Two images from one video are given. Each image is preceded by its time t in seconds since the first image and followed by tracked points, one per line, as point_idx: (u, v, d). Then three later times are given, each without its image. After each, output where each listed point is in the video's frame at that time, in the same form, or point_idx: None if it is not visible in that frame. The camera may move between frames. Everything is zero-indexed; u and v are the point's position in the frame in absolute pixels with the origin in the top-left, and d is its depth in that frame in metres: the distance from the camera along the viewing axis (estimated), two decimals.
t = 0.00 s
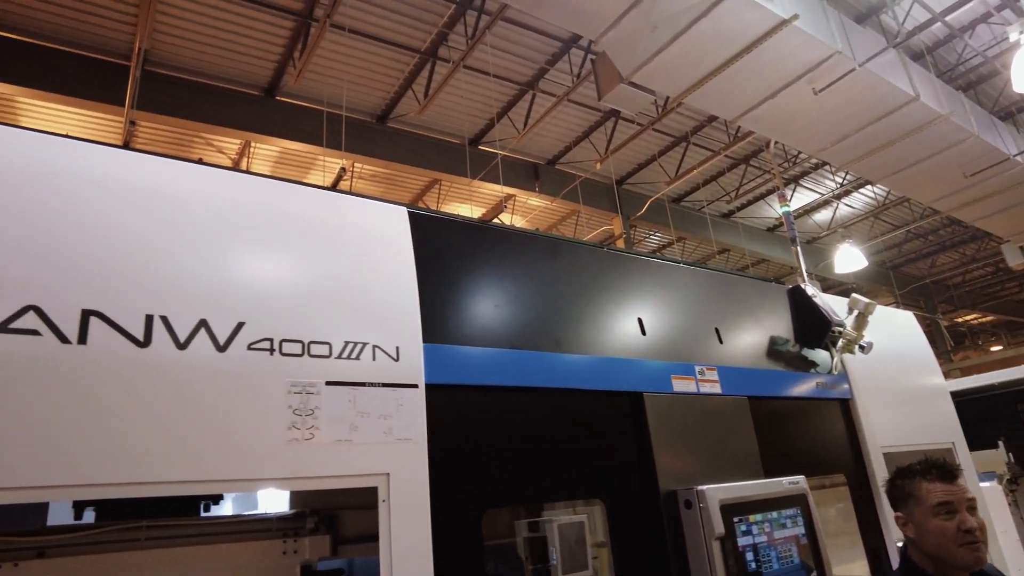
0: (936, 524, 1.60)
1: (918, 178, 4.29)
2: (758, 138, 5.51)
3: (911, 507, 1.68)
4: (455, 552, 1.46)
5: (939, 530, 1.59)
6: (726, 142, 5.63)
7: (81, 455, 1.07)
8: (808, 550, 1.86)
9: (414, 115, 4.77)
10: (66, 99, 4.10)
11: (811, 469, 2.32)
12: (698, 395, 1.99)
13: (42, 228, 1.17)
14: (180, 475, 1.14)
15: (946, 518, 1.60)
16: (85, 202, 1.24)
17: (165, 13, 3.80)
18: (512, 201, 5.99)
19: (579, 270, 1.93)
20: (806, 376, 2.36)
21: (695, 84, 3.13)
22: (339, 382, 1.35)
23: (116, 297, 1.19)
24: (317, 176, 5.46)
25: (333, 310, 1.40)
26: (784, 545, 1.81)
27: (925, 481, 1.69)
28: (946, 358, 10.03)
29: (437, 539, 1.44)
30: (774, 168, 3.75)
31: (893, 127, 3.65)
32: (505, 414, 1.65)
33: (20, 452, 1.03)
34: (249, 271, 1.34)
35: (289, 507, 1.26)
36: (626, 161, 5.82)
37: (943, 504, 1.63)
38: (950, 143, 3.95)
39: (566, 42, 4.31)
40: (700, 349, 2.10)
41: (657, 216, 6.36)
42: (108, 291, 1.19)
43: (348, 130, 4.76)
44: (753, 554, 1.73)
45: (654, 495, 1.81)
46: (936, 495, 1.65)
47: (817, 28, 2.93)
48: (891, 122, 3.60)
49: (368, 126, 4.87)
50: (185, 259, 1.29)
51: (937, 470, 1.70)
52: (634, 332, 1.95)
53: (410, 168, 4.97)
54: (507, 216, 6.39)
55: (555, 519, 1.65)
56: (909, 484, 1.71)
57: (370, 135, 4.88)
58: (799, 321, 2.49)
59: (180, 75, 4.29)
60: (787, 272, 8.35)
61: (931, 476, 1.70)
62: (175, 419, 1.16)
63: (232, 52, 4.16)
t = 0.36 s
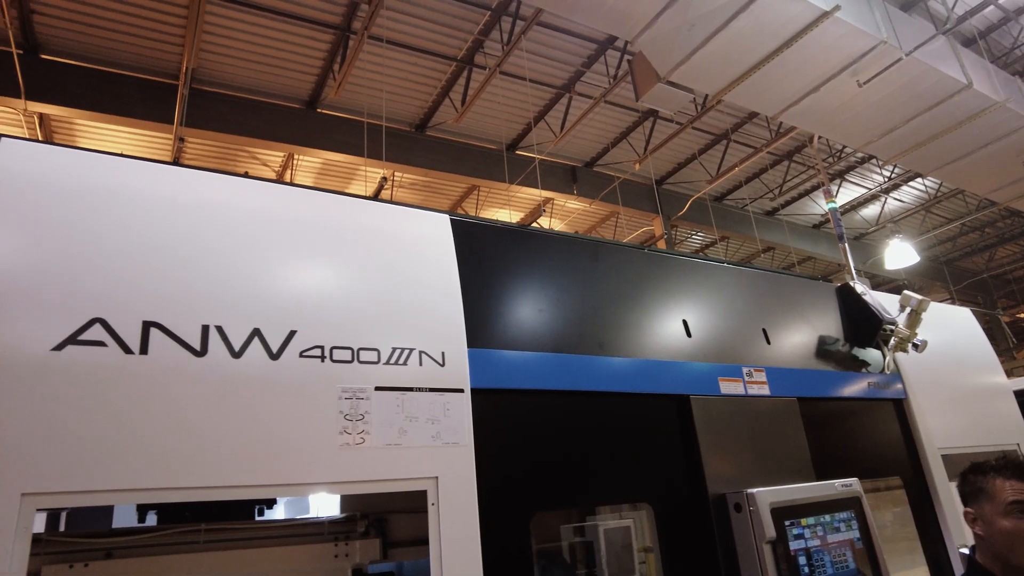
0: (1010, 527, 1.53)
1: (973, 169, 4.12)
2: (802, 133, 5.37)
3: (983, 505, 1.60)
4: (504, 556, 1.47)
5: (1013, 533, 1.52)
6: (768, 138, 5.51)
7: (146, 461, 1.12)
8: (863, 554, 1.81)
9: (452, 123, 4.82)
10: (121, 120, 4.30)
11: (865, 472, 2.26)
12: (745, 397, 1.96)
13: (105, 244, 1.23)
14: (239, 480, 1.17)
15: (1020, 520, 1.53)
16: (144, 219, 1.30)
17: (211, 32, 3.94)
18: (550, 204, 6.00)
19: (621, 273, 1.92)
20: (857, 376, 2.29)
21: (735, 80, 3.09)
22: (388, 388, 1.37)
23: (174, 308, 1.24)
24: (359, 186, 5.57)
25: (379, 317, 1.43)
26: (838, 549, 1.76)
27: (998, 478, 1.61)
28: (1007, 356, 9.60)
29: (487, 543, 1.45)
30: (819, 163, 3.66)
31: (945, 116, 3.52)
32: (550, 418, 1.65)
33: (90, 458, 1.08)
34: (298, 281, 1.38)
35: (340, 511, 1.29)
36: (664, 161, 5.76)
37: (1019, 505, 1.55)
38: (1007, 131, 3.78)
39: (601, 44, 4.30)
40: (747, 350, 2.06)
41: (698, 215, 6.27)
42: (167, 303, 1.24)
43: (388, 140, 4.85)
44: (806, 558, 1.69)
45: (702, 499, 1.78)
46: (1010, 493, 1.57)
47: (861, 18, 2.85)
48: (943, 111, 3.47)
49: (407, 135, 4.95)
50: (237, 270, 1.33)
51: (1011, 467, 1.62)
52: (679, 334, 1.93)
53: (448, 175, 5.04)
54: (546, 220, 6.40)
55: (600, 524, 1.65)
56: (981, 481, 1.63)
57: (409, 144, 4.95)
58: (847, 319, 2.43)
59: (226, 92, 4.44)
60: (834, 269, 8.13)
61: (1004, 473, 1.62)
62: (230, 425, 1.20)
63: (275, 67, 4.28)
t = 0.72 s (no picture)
0: None
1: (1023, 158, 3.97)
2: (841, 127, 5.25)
3: None
4: (546, 555, 1.48)
5: None
6: (805, 133, 5.40)
7: (199, 462, 1.16)
8: (914, 556, 1.76)
9: (485, 127, 4.86)
10: (165, 133, 4.45)
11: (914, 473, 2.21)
12: (788, 397, 1.93)
13: (157, 254, 1.29)
14: (288, 481, 1.21)
15: None
16: (192, 229, 1.35)
17: (249, 46, 4.05)
18: (584, 205, 6.00)
19: (657, 272, 1.91)
20: (903, 375, 2.23)
21: (770, 75, 3.04)
22: (429, 390, 1.40)
23: (222, 315, 1.29)
24: (394, 192, 5.65)
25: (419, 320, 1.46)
26: (886, 551, 1.72)
27: None
28: None
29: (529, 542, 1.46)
30: (858, 157, 3.58)
31: (992, 105, 3.41)
32: (589, 418, 1.66)
33: (147, 459, 1.13)
34: (339, 286, 1.41)
35: (383, 511, 1.31)
36: (699, 159, 5.70)
37: None
38: None
39: (632, 43, 4.28)
40: (789, 349, 2.03)
41: (735, 212, 6.18)
42: (215, 310, 1.29)
43: (422, 146, 4.91)
44: (852, 560, 1.66)
45: (746, 500, 1.76)
46: None
47: (901, 7, 2.78)
48: (990, 100, 3.36)
49: (440, 140, 5.01)
50: (282, 276, 1.37)
51: None
52: (718, 333, 1.91)
53: (481, 179, 5.08)
54: (579, 221, 6.39)
55: (638, 526, 1.66)
56: None
57: (443, 149, 5.01)
58: (891, 315, 2.37)
59: (264, 103, 4.56)
60: (877, 265, 7.91)
61: None
62: (279, 428, 1.24)
63: (311, 77, 4.38)
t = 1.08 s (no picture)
0: None
1: None
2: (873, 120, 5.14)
3: None
4: (580, 555, 1.48)
5: None
6: (836, 128, 5.31)
7: (239, 462, 1.19)
8: (957, 558, 1.72)
9: (510, 128, 4.87)
10: (198, 142, 4.56)
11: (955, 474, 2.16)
12: (823, 396, 1.91)
13: (195, 260, 1.33)
14: (324, 480, 1.24)
15: None
16: (226, 235, 1.38)
17: (279, 54, 4.13)
18: (611, 204, 5.98)
19: (687, 271, 1.90)
20: (941, 374, 2.18)
21: (800, 69, 3.00)
22: (461, 390, 1.42)
23: (259, 318, 1.32)
24: (421, 195, 5.71)
25: (450, 320, 1.48)
26: (927, 553, 1.68)
27: None
28: None
29: (563, 542, 1.46)
30: (892, 150, 3.51)
31: None
32: (621, 418, 1.66)
33: (187, 459, 1.16)
34: (372, 290, 1.44)
35: (416, 511, 1.34)
36: (727, 156, 5.64)
37: None
38: None
39: (658, 41, 4.25)
40: (823, 347, 2.00)
41: (765, 209, 6.09)
42: (252, 314, 1.32)
43: (449, 148, 4.95)
44: (892, 562, 1.62)
45: (781, 500, 1.74)
46: None
47: None
48: None
49: (467, 143, 5.04)
50: (317, 280, 1.40)
51: None
52: (751, 332, 1.89)
53: (508, 181, 5.10)
54: (606, 221, 6.38)
55: (670, 527, 1.66)
56: None
57: (470, 152, 5.04)
58: (928, 312, 2.32)
59: (294, 110, 4.64)
60: (912, 261, 7.72)
61: None
62: (316, 428, 1.27)
63: (339, 83, 4.45)
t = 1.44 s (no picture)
0: None
1: None
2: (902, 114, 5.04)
3: None
4: (609, 554, 1.48)
5: None
6: (864, 122, 5.22)
7: (274, 461, 1.22)
8: (996, 560, 1.68)
9: (533, 129, 4.88)
10: (226, 147, 4.64)
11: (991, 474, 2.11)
12: (855, 394, 1.88)
13: (229, 263, 1.36)
14: (355, 479, 1.26)
15: None
16: (243, 237, 1.40)
17: (304, 59, 4.19)
18: (635, 203, 5.96)
19: (714, 269, 1.89)
20: (976, 372, 2.14)
21: (827, 63, 2.96)
22: (490, 390, 1.43)
23: (291, 320, 1.34)
24: (445, 197, 5.75)
25: (477, 321, 1.49)
26: (965, 555, 1.64)
27: None
28: None
29: (593, 541, 1.47)
30: (922, 144, 3.44)
31: None
32: (649, 418, 1.66)
33: (218, 458, 1.19)
34: (400, 291, 1.45)
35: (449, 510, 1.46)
36: (753, 152, 5.59)
37: None
38: None
39: (681, 38, 4.22)
40: (854, 344, 1.98)
41: (791, 206, 6.00)
42: (284, 316, 1.34)
43: (472, 150, 4.98)
44: (929, 563, 1.59)
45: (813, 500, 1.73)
46: None
47: None
48: None
49: (489, 144, 5.06)
50: (347, 282, 1.43)
51: None
52: (780, 329, 1.88)
53: (532, 181, 5.10)
54: (630, 220, 6.36)
55: (697, 527, 1.65)
56: None
57: (492, 153, 5.06)
58: (962, 310, 2.27)
59: (318, 114, 4.71)
60: (944, 257, 7.55)
61: None
62: (347, 427, 1.29)
63: (363, 87, 4.49)
